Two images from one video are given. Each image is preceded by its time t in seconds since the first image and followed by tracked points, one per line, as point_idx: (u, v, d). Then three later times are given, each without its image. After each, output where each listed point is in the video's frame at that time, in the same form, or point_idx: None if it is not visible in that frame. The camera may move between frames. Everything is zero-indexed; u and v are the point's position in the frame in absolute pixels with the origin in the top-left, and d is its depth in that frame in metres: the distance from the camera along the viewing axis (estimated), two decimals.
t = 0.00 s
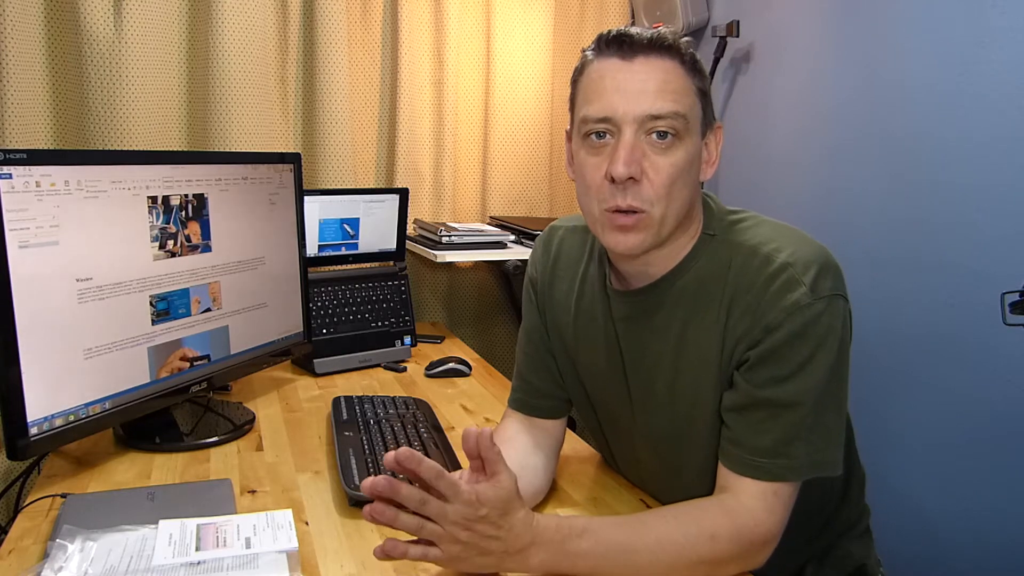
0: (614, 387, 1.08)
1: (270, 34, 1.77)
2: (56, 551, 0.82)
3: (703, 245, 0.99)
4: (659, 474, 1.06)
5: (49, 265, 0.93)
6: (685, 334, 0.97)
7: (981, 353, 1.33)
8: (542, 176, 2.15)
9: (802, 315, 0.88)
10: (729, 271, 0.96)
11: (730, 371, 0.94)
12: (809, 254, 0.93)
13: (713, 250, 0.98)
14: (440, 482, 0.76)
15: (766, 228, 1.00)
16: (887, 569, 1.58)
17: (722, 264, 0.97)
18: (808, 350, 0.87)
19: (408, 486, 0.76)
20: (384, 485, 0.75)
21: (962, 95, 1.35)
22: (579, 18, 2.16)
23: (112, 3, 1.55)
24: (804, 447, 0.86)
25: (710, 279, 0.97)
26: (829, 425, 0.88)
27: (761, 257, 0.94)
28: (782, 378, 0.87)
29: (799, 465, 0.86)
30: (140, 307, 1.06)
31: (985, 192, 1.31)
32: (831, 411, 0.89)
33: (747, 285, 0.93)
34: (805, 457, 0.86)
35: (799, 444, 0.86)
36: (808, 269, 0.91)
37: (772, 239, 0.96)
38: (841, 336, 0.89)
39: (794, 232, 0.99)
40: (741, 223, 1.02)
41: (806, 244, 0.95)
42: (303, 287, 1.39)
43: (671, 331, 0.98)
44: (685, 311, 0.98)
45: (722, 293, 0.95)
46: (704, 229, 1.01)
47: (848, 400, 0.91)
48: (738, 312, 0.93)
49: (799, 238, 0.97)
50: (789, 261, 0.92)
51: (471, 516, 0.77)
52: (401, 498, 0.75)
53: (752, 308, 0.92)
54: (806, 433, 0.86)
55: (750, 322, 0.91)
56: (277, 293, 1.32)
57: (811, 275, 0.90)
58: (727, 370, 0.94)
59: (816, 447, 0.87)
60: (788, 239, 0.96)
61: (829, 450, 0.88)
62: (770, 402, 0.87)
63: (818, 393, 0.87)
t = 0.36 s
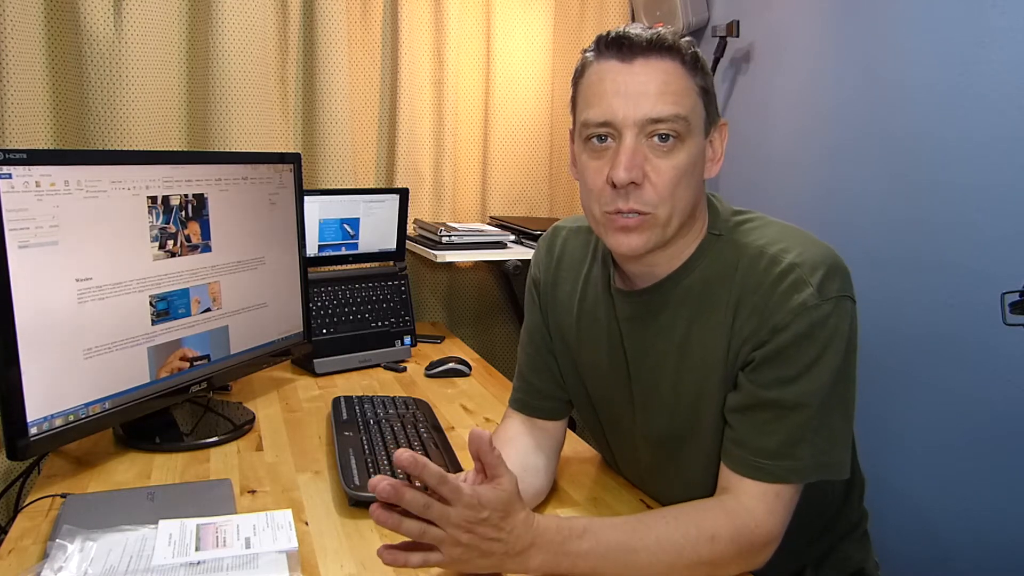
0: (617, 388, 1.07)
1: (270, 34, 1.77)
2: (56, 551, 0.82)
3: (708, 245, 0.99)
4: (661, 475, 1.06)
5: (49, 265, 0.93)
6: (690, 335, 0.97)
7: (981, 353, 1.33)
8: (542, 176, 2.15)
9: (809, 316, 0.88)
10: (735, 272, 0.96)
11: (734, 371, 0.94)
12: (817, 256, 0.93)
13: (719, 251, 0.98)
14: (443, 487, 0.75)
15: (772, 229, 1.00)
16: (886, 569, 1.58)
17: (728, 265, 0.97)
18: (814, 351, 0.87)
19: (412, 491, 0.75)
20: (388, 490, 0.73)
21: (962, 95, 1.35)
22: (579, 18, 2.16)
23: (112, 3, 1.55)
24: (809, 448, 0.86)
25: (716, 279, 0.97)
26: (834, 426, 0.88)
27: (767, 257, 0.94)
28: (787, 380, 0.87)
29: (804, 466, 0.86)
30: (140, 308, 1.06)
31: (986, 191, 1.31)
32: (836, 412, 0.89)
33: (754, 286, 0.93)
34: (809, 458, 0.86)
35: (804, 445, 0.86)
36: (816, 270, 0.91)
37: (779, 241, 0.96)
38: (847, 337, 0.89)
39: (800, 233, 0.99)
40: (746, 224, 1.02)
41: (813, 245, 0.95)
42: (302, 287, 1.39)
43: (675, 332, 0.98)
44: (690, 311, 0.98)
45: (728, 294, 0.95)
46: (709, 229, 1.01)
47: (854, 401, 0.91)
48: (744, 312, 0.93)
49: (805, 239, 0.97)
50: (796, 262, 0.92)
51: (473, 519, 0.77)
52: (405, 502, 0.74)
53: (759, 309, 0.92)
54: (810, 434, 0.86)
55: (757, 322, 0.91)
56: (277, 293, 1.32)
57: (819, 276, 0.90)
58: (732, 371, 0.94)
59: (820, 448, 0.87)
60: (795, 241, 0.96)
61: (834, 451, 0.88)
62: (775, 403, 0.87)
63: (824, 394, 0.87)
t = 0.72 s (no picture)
0: (616, 388, 1.07)
1: (270, 34, 1.76)
2: (56, 551, 0.82)
3: (705, 244, 0.99)
4: (660, 476, 1.06)
5: (48, 265, 0.93)
6: (687, 335, 0.97)
7: (981, 354, 1.33)
8: (542, 176, 2.15)
9: (804, 315, 0.88)
10: (731, 271, 0.96)
11: (731, 371, 0.94)
12: (812, 254, 0.93)
13: (716, 250, 0.98)
14: (440, 489, 0.75)
15: (768, 228, 1.00)
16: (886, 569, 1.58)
17: (724, 264, 0.97)
18: (810, 351, 0.87)
19: (409, 493, 0.74)
20: (386, 494, 0.72)
21: (962, 95, 1.35)
22: (579, 18, 2.16)
23: (112, 3, 1.55)
24: (807, 448, 0.86)
25: (712, 279, 0.96)
26: (831, 426, 0.88)
27: (763, 256, 0.94)
28: (783, 380, 0.87)
29: (802, 466, 0.86)
30: (140, 308, 1.06)
31: (986, 191, 1.31)
32: (833, 412, 0.88)
33: (749, 286, 0.93)
34: (807, 458, 0.86)
35: (800, 445, 0.86)
36: (810, 269, 0.91)
37: (774, 240, 0.96)
38: (843, 336, 0.89)
39: (796, 232, 0.98)
40: (743, 223, 1.02)
41: (809, 243, 0.95)
42: (302, 287, 1.39)
43: (672, 332, 0.98)
44: (687, 312, 0.98)
45: (724, 293, 0.95)
46: (706, 228, 1.00)
47: (851, 400, 0.91)
48: (740, 312, 0.93)
49: (801, 237, 0.97)
50: (791, 261, 0.92)
51: (470, 520, 0.77)
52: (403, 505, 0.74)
53: (754, 308, 0.92)
54: (807, 434, 0.86)
55: (752, 322, 0.91)
56: (277, 293, 1.32)
57: (813, 275, 0.90)
58: (728, 371, 0.94)
59: (818, 448, 0.87)
60: (790, 239, 0.96)
61: (832, 451, 0.88)
62: (771, 403, 0.87)
63: (820, 394, 0.87)
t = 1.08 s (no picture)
0: (616, 388, 1.07)
1: (270, 34, 1.76)
2: (56, 551, 0.82)
3: (705, 244, 0.99)
4: (660, 476, 1.06)
5: (48, 265, 0.93)
6: (687, 335, 0.97)
7: (981, 353, 1.33)
8: (542, 176, 2.15)
9: (803, 315, 0.88)
10: (731, 270, 0.96)
11: (731, 372, 0.94)
12: (812, 254, 0.93)
13: (716, 250, 0.98)
14: (440, 491, 0.75)
15: (769, 228, 1.00)
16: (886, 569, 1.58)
17: (724, 264, 0.97)
18: (810, 350, 0.87)
19: (407, 495, 0.74)
20: (383, 496, 0.72)
21: (963, 95, 1.35)
22: (579, 18, 2.16)
23: (112, 3, 1.55)
24: (806, 448, 0.86)
25: (713, 279, 0.97)
26: (830, 425, 0.88)
27: (762, 257, 0.94)
28: (783, 379, 0.87)
29: (801, 466, 0.86)
30: (140, 307, 1.06)
31: (985, 190, 1.31)
32: (833, 412, 0.88)
33: (749, 286, 0.93)
34: (806, 458, 0.86)
35: (800, 444, 0.86)
36: (810, 269, 0.91)
37: (775, 240, 0.96)
38: (843, 336, 0.89)
39: (796, 233, 0.98)
40: (743, 224, 1.02)
41: (809, 243, 0.95)
42: (303, 287, 1.39)
43: (673, 333, 0.98)
44: (687, 312, 0.98)
45: (724, 294, 0.95)
46: (707, 228, 1.00)
47: (851, 400, 0.91)
48: (740, 312, 0.93)
49: (801, 237, 0.97)
50: (791, 261, 0.92)
51: (469, 522, 0.77)
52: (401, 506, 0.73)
53: (754, 308, 0.92)
54: (807, 434, 0.86)
55: (752, 321, 0.91)
56: (277, 293, 1.32)
57: (813, 275, 0.90)
58: (728, 371, 0.94)
59: (817, 448, 0.87)
60: (790, 239, 0.96)
61: (831, 451, 0.88)
62: (771, 403, 0.87)
63: (820, 394, 0.87)
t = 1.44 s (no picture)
0: (616, 388, 1.07)
1: (271, 33, 1.76)
2: (56, 551, 0.82)
3: (705, 244, 0.99)
4: (660, 476, 1.06)
5: (48, 265, 0.93)
6: (687, 335, 0.97)
7: (981, 353, 1.33)
8: (542, 176, 2.15)
9: (802, 314, 0.88)
10: (730, 270, 0.96)
11: (731, 371, 0.94)
12: (812, 254, 0.93)
13: (716, 250, 0.98)
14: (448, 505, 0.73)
15: (768, 228, 1.00)
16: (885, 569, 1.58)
17: (724, 264, 0.97)
18: (809, 350, 0.87)
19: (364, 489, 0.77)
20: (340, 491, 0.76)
21: (963, 95, 1.34)
22: (579, 19, 2.16)
23: (112, 3, 1.55)
24: (805, 448, 0.87)
25: (712, 279, 0.97)
26: (829, 425, 0.88)
27: (762, 256, 0.94)
28: (782, 379, 0.87)
29: (800, 466, 0.86)
30: (140, 308, 1.06)
31: (985, 190, 1.31)
32: (832, 411, 0.88)
33: (748, 285, 0.93)
34: (805, 458, 0.86)
35: (799, 444, 0.86)
36: (810, 268, 0.91)
37: (774, 239, 0.96)
38: (842, 336, 0.89)
39: (796, 232, 0.98)
40: (743, 223, 1.02)
41: (809, 243, 0.95)
42: (303, 287, 1.39)
43: (672, 333, 0.98)
44: (687, 311, 0.98)
45: (723, 293, 0.95)
46: (707, 228, 1.00)
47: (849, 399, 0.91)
48: (739, 311, 0.93)
49: (801, 237, 0.97)
50: (791, 261, 0.92)
51: (485, 549, 0.75)
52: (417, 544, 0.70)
53: (753, 308, 0.92)
54: (806, 433, 0.87)
55: (752, 321, 0.91)
56: (277, 293, 1.32)
57: (813, 275, 0.90)
58: (727, 370, 0.94)
59: (816, 447, 0.87)
60: (790, 239, 0.96)
61: (830, 451, 0.88)
62: (770, 402, 0.87)
63: (819, 393, 0.87)
